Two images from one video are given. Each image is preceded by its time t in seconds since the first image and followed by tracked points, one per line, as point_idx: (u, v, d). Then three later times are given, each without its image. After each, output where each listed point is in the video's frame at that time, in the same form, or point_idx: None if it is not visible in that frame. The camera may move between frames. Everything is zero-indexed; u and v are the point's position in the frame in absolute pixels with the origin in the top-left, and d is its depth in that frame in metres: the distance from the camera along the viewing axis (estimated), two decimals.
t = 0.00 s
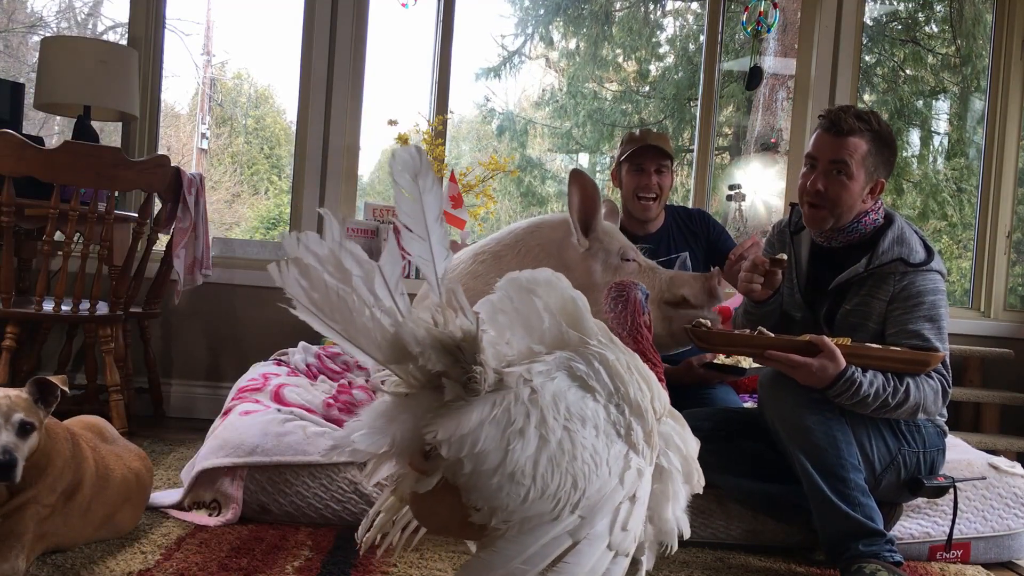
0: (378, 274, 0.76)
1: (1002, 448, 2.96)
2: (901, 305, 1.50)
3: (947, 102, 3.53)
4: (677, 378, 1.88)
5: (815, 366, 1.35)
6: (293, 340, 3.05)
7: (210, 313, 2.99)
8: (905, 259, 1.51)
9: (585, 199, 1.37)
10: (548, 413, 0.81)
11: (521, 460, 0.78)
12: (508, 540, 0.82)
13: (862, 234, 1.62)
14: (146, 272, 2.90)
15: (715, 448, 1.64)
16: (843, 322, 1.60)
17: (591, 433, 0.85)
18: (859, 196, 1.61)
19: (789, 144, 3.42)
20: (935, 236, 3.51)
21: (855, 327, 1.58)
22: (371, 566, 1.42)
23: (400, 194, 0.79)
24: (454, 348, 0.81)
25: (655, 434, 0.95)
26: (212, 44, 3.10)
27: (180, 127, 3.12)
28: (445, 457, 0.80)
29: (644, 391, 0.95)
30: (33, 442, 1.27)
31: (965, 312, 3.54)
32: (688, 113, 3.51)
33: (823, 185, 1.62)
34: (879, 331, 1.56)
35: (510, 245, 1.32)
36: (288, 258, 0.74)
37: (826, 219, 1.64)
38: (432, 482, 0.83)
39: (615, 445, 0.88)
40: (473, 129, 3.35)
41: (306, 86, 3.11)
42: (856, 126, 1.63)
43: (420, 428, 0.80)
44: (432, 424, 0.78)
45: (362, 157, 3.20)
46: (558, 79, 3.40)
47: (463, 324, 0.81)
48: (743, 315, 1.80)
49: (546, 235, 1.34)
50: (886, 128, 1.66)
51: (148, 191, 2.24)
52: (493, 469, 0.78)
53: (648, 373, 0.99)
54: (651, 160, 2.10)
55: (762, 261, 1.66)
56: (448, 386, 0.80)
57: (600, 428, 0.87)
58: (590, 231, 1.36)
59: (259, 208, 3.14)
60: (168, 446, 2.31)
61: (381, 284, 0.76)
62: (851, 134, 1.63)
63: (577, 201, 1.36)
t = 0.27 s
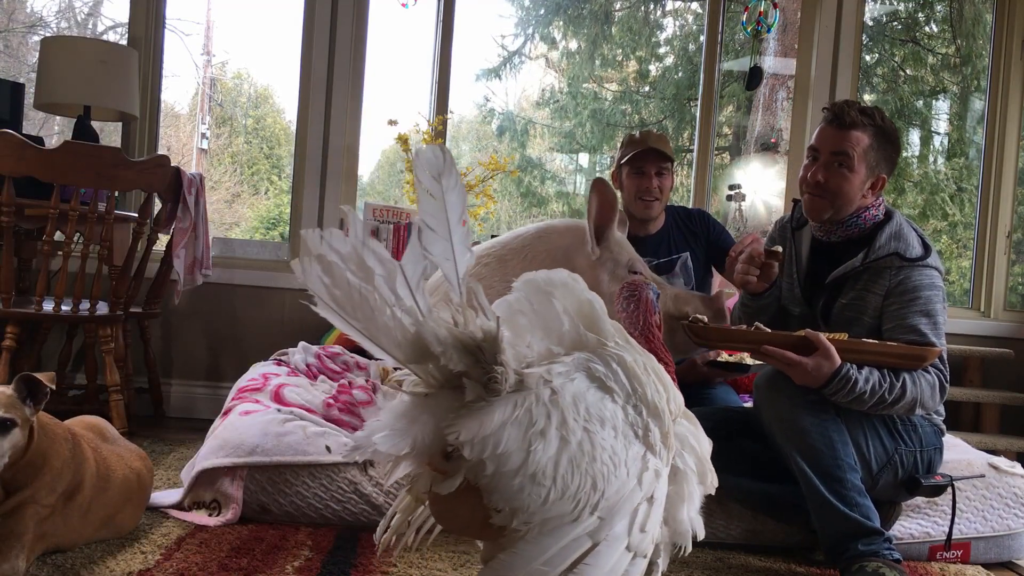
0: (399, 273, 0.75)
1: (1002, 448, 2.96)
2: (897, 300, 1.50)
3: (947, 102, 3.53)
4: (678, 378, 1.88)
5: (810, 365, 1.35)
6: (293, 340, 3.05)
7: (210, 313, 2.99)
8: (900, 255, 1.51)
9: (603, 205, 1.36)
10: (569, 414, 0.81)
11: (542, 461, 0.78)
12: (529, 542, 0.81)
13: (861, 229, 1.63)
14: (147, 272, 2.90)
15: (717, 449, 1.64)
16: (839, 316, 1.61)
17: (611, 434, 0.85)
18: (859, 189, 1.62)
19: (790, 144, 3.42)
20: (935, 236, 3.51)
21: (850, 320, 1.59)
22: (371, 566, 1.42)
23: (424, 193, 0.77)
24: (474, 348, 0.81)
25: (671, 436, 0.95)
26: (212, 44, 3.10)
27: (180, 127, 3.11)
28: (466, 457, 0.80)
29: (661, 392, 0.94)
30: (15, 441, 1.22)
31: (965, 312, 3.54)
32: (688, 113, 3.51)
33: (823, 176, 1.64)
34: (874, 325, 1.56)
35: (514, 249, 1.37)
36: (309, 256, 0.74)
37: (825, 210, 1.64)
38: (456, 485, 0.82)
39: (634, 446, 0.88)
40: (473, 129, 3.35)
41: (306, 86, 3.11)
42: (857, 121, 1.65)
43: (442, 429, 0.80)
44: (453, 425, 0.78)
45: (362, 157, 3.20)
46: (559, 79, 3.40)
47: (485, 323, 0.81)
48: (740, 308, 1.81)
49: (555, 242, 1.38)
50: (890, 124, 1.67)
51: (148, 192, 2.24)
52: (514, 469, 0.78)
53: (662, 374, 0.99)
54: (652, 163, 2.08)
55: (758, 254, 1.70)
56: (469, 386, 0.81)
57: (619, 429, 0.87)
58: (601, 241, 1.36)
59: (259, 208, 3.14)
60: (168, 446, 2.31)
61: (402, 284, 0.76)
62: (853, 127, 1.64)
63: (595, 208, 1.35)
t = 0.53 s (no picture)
0: (424, 272, 0.78)
1: (1002, 448, 2.96)
2: (893, 295, 1.51)
3: (947, 102, 3.53)
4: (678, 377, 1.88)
5: (803, 357, 1.35)
6: (293, 340, 3.05)
7: (210, 313, 2.99)
8: (897, 250, 1.53)
9: (611, 212, 1.35)
10: (594, 416, 0.82)
11: (569, 463, 0.80)
12: (554, 543, 0.82)
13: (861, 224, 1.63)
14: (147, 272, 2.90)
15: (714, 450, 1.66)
16: (835, 309, 1.63)
17: (633, 435, 0.86)
18: (860, 183, 1.62)
19: (790, 144, 3.42)
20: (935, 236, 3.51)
21: (845, 314, 1.60)
22: (370, 566, 1.43)
23: (453, 191, 0.83)
24: (499, 349, 0.83)
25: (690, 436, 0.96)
26: (212, 44, 3.10)
27: (180, 127, 3.11)
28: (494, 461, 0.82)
29: (680, 393, 0.95)
30: (7, 437, 1.20)
31: (965, 312, 3.53)
32: (688, 113, 3.50)
33: (823, 170, 1.65)
34: (869, 319, 1.57)
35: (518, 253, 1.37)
36: (337, 252, 0.76)
37: (824, 204, 1.66)
38: (486, 491, 0.84)
39: (656, 446, 0.89)
40: (473, 129, 3.35)
41: (306, 86, 3.11)
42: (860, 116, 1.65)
43: (470, 431, 0.82)
44: (483, 426, 0.80)
45: (362, 157, 3.20)
46: (559, 79, 3.40)
47: (509, 324, 0.84)
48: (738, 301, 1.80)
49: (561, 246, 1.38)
50: (894, 120, 1.68)
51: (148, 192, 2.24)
52: (541, 471, 0.79)
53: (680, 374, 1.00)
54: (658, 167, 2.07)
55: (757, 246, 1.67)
56: (494, 387, 0.82)
57: (642, 430, 0.88)
58: (609, 246, 1.34)
59: (259, 208, 3.14)
60: (168, 446, 2.32)
61: (426, 283, 0.78)
62: (856, 120, 1.65)
63: (603, 212, 1.34)
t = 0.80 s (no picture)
0: (444, 272, 0.80)
1: (1002, 448, 2.96)
2: (892, 286, 1.52)
3: (947, 102, 3.53)
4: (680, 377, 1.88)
5: (802, 360, 1.36)
6: (293, 340, 3.05)
7: (210, 313, 2.99)
8: (896, 241, 1.55)
9: (601, 205, 1.28)
10: (615, 415, 0.83)
11: (593, 464, 0.80)
12: (579, 544, 0.82)
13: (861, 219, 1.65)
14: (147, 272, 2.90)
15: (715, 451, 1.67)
16: (834, 302, 1.63)
17: (652, 434, 0.87)
18: (862, 178, 1.63)
19: (790, 144, 3.42)
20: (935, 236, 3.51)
21: (845, 306, 1.60)
22: (371, 566, 1.43)
23: (475, 190, 0.84)
24: (520, 349, 0.84)
25: (700, 434, 0.98)
26: (212, 43, 3.10)
27: (180, 127, 3.11)
28: (520, 463, 0.82)
29: (690, 393, 0.97)
30: (3, 435, 1.19)
31: (965, 312, 3.53)
32: (688, 113, 3.51)
33: (824, 164, 1.65)
34: (869, 311, 1.58)
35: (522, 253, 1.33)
36: (359, 251, 0.78)
37: (826, 200, 1.66)
38: (514, 496, 0.84)
39: (672, 445, 0.90)
40: (473, 128, 3.35)
41: (306, 86, 3.11)
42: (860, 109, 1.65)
43: (494, 434, 0.82)
44: (506, 427, 0.79)
45: (362, 157, 3.20)
46: (559, 79, 3.40)
47: (529, 325, 0.86)
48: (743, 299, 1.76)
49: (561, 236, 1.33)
50: (895, 116, 1.68)
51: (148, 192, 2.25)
52: (566, 473, 0.79)
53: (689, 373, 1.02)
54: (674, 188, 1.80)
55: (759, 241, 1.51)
56: (516, 387, 0.84)
57: (659, 428, 0.89)
58: (604, 236, 1.28)
59: (259, 208, 3.14)
60: (168, 446, 2.32)
61: (446, 283, 0.80)
62: (857, 114, 1.65)
63: (594, 204, 1.27)
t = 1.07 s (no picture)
0: (455, 273, 0.81)
1: (1002, 448, 2.96)
2: (893, 277, 1.51)
3: (947, 102, 3.53)
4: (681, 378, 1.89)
5: (817, 367, 1.34)
6: (293, 340, 3.05)
7: (210, 313, 2.99)
8: (895, 230, 1.54)
9: (604, 200, 1.38)
10: (626, 417, 0.84)
11: (608, 466, 0.79)
12: (594, 545, 0.82)
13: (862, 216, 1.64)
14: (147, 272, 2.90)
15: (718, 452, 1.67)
16: (838, 297, 1.62)
17: (660, 434, 0.87)
18: (864, 177, 1.63)
19: (789, 144, 3.42)
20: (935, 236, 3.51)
21: (850, 301, 1.59)
22: (371, 566, 1.43)
23: (491, 192, 0.86)
24: (532, 351, 0.85)
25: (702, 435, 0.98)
26: (212, 44, 3.10)
27: (180, 127, 3.11)
28: (537, 465, 0.82)
29: (692, 393, 0.98)
30: (3, 434, 1.19)
31: (965, 312, 3.53)
32: (689, 113, 3.51)
33: (824, 166, 1.65)
34: (875, 302, 1.56)
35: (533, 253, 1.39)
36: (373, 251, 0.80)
37: (827, 200, 1.67)
38: (530, 502, 0.83)
39: (678, 446, 0.91)
40: (473, 128, 3.35)
41: (306, 85, 3.11)
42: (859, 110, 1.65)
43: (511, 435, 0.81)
44: (522, 430, 0.78)
45: (362, 157, 3.20)
46: (559, 79, 3.40)
47: (541, 328, 0.88)
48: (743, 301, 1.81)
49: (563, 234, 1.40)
50: (896, 116, 1.68)
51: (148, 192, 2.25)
52: (583, 475, 0.78)
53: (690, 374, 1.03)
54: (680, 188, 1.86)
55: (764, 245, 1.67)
56: (529, 388, 0.84)
57: (666, 430, 0.89)
58: (607, 233, 1.38)
59: (259, 208, 3.14)
60: (168, 446, 2.32)
61: (457, 284, 0.82)
62: (857, 115, 1.65)
63: (597, 200, 1.38)
